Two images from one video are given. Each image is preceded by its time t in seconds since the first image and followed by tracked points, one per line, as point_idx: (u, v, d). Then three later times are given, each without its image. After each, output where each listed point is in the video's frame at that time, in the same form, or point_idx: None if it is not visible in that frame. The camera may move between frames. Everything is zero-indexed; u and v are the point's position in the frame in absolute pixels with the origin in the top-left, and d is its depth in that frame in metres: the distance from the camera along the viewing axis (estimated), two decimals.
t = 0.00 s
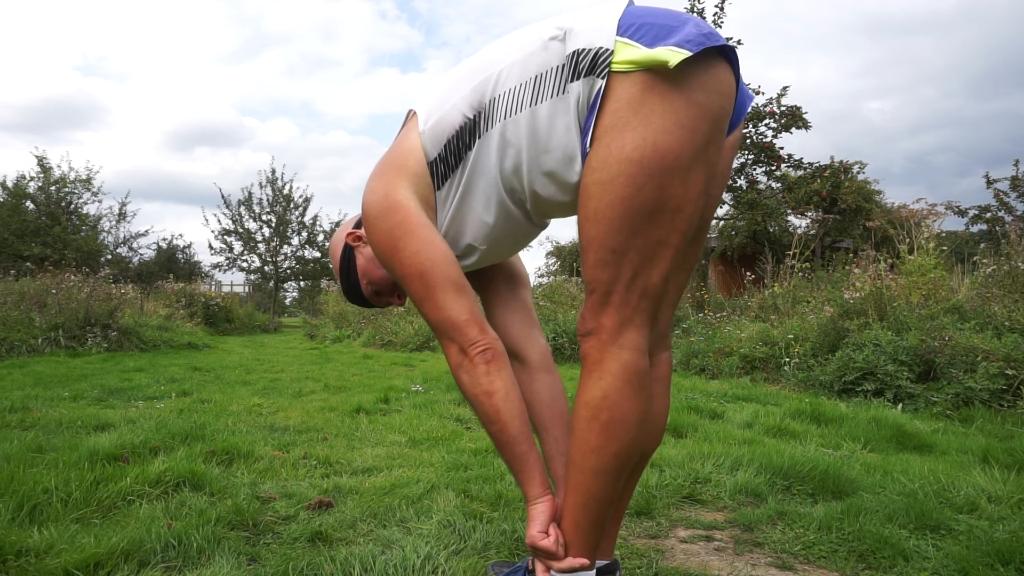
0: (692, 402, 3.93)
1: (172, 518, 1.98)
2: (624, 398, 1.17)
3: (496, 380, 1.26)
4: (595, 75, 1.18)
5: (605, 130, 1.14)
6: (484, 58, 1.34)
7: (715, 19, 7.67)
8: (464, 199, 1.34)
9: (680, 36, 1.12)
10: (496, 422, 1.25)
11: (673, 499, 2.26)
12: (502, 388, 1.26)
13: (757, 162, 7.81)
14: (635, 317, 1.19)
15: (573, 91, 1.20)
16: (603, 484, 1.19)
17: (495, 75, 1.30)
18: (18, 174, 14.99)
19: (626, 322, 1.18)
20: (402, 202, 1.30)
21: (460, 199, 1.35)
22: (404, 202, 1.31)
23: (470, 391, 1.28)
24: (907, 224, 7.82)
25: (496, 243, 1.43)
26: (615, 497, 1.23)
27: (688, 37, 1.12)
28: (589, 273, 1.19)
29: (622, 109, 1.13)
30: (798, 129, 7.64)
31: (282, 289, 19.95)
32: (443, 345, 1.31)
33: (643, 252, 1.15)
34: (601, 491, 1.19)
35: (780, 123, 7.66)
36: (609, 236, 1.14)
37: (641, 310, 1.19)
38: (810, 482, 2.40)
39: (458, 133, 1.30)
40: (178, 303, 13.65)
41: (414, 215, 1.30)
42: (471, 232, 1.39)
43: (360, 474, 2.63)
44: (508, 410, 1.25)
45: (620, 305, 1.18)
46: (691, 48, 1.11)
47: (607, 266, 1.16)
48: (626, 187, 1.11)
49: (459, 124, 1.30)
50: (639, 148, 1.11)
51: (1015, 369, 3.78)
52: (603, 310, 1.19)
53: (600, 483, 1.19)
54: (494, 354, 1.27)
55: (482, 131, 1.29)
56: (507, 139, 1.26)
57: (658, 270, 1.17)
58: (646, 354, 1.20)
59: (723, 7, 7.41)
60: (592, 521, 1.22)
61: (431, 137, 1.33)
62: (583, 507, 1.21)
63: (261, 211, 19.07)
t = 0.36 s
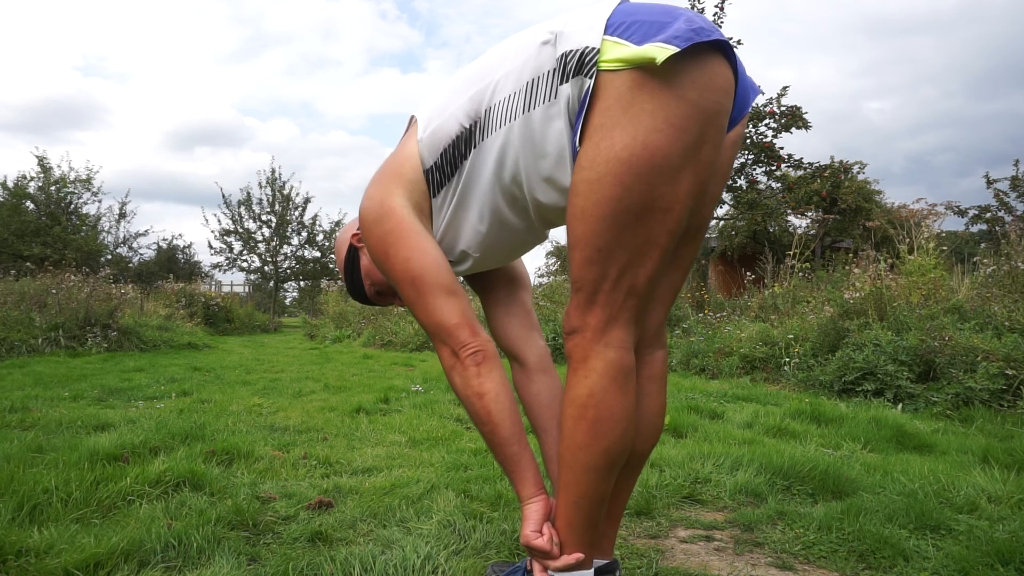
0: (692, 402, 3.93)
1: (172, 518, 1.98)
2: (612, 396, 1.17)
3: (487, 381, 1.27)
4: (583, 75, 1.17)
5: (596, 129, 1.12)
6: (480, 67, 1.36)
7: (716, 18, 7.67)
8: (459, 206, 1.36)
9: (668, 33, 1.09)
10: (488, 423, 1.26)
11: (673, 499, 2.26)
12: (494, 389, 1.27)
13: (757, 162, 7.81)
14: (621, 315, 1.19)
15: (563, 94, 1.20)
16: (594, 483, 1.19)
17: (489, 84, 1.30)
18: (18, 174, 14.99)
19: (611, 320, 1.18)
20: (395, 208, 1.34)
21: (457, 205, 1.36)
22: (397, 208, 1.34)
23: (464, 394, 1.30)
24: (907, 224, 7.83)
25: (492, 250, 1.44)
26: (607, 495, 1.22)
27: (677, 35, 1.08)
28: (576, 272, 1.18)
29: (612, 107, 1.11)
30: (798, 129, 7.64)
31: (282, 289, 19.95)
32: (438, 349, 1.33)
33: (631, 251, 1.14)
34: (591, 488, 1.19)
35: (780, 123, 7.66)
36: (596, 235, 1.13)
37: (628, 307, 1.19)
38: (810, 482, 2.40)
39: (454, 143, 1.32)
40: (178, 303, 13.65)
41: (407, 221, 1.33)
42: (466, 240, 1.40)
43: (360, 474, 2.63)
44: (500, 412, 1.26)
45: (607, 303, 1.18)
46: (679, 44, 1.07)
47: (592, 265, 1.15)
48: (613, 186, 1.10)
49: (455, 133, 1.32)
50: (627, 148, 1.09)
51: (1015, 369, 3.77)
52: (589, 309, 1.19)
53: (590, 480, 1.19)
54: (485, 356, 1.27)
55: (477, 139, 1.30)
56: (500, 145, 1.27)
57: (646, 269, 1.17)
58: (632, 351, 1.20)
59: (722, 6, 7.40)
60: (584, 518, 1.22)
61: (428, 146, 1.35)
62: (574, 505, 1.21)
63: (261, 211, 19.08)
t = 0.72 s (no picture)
0: (692, 402, 3.93)
1: (172, 518, 1.98)
2: (593, 392, 1.17)
3: (488, 375, 1.26)
4: (576, 73, 1.16)
5: (584, 128, 1.11)
6: (484, 59, 1.36)
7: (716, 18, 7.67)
8: (465, 198, 1.36)
9: (662, 36, 1.07)
10: (487, 418, 1.26)
11: (673, 499, 2.26)
12: (495, 383, 1.26)
13: (757, 162, 7.81)
14: (599, 313, 1.20)
15: (558, 90, 1.20)
16: (584, 479, 1.19)
17: (492, 75, 1.31)
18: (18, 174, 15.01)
19: (590, 319, 1.19)
20: (407, 198, 1.34)
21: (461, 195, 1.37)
22: (408, 198, 1.35)
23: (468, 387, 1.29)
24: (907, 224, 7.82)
25: (501, 239, 1.45)
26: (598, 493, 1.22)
27: (671, 40, 1.06)
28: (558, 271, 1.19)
29: (602, 107, 1.10)
30: (798, 128, 7.64)
31: (282, 289, 19.94)
32: (443, 341, 1.33)
33: (613, 252, 1.14)
34: (579, 485, 1.19)
35: (781, 123, 7.66)
36: (578, 236, 1.13)
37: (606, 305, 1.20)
38: (811, 483, 2.40)
39: (459, 134, 1.33)
40: (178, 303, 13.65)
41: (417, 210, 1.33)
42: (475, 231, 1.41)
43: (360, 474, 2.63)
44: (500, 406, 1.26)
45: (587, 301, 1.18)
46: (671, 50, 1.05)
47: (574, 264, 1.16)
48: (597, 188, 1.09)
49: (461, 123, 1.33)
50: (614, 150, 1.08)
51: (1015, 369, 3.77)
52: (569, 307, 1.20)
53: (577, 477, 1.19)
54: (487, 349, 1.27)
55: (481, 130, 1.30)
56: (503, 136, 1.27)
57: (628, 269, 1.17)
58: (610, 347, 1.21)
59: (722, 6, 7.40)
60: (574, 515, 1.22)
61: (435, 137, 1.36)
62: (565, 502, 1.21)
63: (261, 211, 19.08)
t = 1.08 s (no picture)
0: (692, 402, 3.93)
1: (172, 518, 1.98)
2: (545, 385, 1.18)
3: (460, 352, 1.30)
4: (549, 60, 1.16)
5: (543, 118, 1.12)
6: (484, 44, 1.37)
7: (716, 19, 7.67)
8: (454, 179, 1.37)
9: (617, 26, 1.04)
10: (456, 398, 1.30)
11: (673, 499, 2.26)
12: (465, 362, 1.29)
13: (757, 162, 7.81)
14: (559, 307, 1.20)
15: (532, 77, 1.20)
16: (537, 471, 1.19)
17: (485, 57, 1.32)
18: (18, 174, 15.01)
19: (548, 312, 1.20)
20: (402, 169, 1.42)
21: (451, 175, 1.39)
22: (404, 170, 1.43)
23: (443, 365, 1.33)
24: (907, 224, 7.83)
25: (496, 222, 1.44)
26: (566, 488, 1.22)
27: (626, 29, 1.03)
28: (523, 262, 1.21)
29: (559, 97, 1.09)
30: (798, 128, 7.65)
31: (282, 289, 19.94)
32: (426, 317, 1.38)
33: (568, 246, 1.13)
34: (535, 475, 1.19)
35: (780, 123, 7.67)
36: (534, 228, 1.14)
37: (568, 298, 1.19)
38: (810, 482, 2.40)
39: (453, 112, 1.35)
40: (178, 303, 13.66)
41: (410, 180, 1.40)
42: (469, 211, 1.40)
43: (360, 474, 2.63)
44: (467, 385, 1.29)
45: (545, 294, 1.19)
46: (622, 40, 1.02)
47: (531, 255, 1.17)
48: (550, 180, 1.10)
49: (456, 102, 1.34)
50: (565, 139, 1.08)
51: (1015, 369, 3.77)
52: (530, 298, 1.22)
53: (533, 466, 1.19)
54: (462, 327, 1.30)
55: (473, 108, 1.31)
56: (490, 115, 1.27)
57: (585, 264, 1.16)
58: (571, 341, 1.21)
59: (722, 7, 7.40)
60: (533, 507, 1.21)
61: (434, 114, 1.40)
62: (523, 489, 1.21)
63: (261, 211, 19.08)
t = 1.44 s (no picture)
0: (692, 402, 3.93)
1: (172, 518, 1.98)
2: (556, 395, 1.16)
3: (467, 373, 1.30)
4: (543, 71, 1.16)
5: (549, 127, 1.12)
6: (474, 52, 1.39)
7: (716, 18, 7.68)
8: (454, 194, 1.40)
9: (615, 36, 1.04)
10: (466, 415, 1.30)
11: (673, 499, 2.26)
12: (472, 382, 1.30)
13: (757, 162, 7.81)
14: (573, 314, 1.18)
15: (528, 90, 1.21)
16: (549, 487, 1.18)
17: (478, 68, 1.34)
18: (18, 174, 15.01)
19: (562, 321, 1.18)
20: (399, 190, 1.43)
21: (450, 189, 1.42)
22: (401, 190, 1.44)
23: (450, 383, 1.34)
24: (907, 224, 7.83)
25: (498, 233, 1.47)
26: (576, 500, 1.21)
27: (625, 37, 1.03)
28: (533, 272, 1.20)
29: (563, 104, 1.10)
30: (798, 128, 7.65)
31: (282, 289, 19.93)
32: (431, 337, 1.38)
33: (581, 252, 1.12)
34: (550, 493, 1.18)
35: (780, 123, 7.67)
36: (546, 236, 1.14)
37: (581, 306, 1.18)
38: (810, 482, 2.40)
39: (448, 127, 1.38)
40: (178, 303, 13.66)
41: (407, 203, 1.42)
42: (470, 225, 1.44)
43: (360, 474, 2.63)
44: (477, 405, 1.28)
45: (556, 302, 1.17)
46: (622, 51, 1.02)
47: (542, 263, 1.16)
48: (559, 188, 1.10)
49: (449, 116, 1.38)
50: (571, 148, 1.08)
51: (1015, 369, 3.77)
52: (541, 306, 1.20)
53: (548, 485, 1.18)
54: (467, 348, 1.31)
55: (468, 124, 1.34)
56: (487, 132, 1.30)
57: (598, 270, 1.15)
58: (583, 349, 1.19)
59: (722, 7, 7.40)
60: (548, 523, 1.20)
61: (428, 130, 1.43)
62: (536, 506, 1.20)
63: (261, 211, 19.07)
